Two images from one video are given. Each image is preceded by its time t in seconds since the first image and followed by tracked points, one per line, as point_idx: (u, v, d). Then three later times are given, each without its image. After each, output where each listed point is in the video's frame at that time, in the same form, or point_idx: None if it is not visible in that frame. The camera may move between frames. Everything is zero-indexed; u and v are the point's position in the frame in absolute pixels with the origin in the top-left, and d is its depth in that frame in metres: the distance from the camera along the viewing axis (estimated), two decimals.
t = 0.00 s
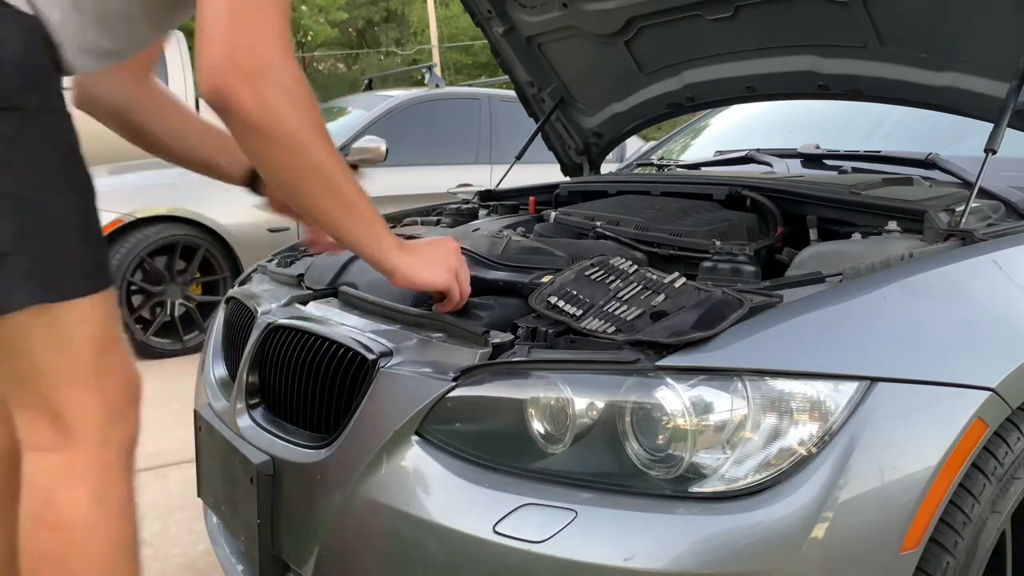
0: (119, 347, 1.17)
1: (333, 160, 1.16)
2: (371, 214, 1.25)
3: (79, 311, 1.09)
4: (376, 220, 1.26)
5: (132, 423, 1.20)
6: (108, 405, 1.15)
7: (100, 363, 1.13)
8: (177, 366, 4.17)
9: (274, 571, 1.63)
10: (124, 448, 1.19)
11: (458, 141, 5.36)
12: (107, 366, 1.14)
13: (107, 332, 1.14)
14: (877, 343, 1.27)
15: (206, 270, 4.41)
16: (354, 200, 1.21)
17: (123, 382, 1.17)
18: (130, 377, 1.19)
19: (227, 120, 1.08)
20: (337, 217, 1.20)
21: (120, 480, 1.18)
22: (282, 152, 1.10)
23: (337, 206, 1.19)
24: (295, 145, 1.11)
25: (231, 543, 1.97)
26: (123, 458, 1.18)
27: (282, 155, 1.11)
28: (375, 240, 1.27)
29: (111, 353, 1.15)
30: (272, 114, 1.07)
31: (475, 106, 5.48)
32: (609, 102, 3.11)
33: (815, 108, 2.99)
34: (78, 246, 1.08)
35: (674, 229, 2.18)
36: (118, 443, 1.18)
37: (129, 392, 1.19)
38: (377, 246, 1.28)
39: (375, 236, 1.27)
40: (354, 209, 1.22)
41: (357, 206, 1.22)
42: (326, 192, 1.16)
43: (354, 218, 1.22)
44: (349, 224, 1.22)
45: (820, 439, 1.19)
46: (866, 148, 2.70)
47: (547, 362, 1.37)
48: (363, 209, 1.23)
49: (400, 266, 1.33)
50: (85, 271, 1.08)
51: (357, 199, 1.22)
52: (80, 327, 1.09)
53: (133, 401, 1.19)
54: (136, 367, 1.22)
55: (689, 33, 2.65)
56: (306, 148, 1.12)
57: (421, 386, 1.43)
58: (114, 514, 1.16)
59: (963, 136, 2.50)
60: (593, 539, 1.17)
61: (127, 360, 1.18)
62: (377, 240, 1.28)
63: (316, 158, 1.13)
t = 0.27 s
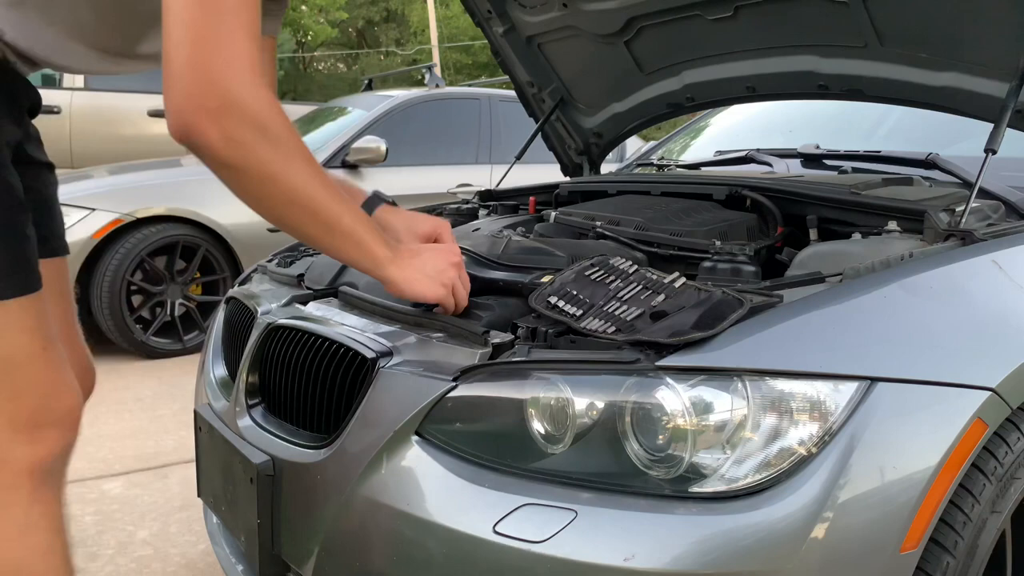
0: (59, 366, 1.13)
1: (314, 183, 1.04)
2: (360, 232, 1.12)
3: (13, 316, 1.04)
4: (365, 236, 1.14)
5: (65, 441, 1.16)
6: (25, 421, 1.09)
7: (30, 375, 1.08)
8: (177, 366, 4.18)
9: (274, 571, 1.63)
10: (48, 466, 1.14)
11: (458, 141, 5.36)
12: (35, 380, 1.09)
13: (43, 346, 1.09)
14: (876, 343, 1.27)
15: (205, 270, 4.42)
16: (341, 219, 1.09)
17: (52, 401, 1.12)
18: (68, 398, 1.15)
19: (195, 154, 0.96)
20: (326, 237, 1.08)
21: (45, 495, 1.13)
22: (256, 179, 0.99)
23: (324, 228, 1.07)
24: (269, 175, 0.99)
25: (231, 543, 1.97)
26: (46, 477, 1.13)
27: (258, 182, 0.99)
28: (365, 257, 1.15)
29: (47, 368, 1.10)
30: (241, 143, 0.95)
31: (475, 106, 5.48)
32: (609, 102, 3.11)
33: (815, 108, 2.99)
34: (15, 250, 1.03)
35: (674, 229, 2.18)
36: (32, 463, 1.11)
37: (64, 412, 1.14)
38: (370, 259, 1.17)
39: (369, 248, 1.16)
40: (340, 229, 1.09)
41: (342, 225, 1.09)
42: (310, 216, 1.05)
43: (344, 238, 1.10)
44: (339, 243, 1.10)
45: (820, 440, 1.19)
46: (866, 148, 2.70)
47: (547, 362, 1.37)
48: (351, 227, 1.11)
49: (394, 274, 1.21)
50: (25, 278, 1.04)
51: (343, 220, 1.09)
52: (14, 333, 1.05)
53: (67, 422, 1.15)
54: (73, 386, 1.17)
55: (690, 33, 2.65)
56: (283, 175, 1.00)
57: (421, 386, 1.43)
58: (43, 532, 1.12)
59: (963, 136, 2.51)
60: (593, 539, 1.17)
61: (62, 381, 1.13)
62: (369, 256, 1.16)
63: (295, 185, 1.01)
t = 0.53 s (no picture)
0: (39, 403, 1.01)
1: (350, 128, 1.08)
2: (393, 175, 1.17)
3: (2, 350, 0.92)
4: (401, 184, 1.18)
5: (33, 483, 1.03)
6: None
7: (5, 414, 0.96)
8: (177, 366, 4.17)
9: (274, 571, 1.63)
10: (13, 511, 1.01)
11: (458, 141, 5.37)
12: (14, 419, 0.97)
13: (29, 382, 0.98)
14: (876, 343, 1.27)
15: (205, 270, 4.42)
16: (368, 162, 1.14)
17: (27, 443, 1.00)
18: (47, 437, 1.03)
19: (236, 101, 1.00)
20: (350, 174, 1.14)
21: (11, 538, 1.02)
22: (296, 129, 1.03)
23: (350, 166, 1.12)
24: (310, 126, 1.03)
25: (230, 542, 1.97)
26: (14, 519, 1.02)
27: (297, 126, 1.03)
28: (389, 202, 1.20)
29: (28, 406, 0.99)
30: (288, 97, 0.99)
31: (475, 106, 5.48)
32: (609, 102, 3.11)
33: (815, 108, 2.99)
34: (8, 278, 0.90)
35: (674, 229, 2.18)
36: None
37: (39, 453, 1.02)
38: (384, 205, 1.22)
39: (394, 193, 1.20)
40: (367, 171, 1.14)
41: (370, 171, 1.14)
42: (340, 157, 1.10)
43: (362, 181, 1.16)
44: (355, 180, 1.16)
45: (820, 440, 1.19)
46: (866, 148, 2.70)
47: (547, 362, 1.37)
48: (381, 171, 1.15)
49: (415, 226, 1.25)
50: (17, 311, 0.92)
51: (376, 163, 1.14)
52: None
53: (39, 464, 1.03)
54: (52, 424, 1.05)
55: (690, 33, 2.65)
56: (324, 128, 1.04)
57: (421, 386, 1.43)
58: None
59: (963, 136, 2.51)
60: (593, 539, 1.17)
61: (42, 419, 1.02)
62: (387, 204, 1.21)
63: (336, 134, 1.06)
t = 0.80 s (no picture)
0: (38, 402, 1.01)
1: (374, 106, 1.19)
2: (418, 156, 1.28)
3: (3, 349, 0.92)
4: (422, 164, 1.30)
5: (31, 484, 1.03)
6: None
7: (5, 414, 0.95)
8: (177, 366, 4.18)
9: (274, 571, 1.63)
10: (11, 510, 1.01)
11: (458, 141, 5.36)
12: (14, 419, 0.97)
13: (28, 382, 0.98)
14: (876, 343, 1.27)
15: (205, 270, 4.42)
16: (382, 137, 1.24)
17: (26, 442, 0.99)
18: (45, 436, 1.03)
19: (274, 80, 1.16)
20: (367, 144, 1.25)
21: (11, 537, 1.02)
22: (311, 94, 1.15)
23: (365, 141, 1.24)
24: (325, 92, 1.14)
25: (230, 542, 1.97)
26: (12, 518, 1.01)
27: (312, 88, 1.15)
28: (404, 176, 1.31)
29: (27, 404, 0.99)
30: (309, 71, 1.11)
31: (475, 106, 5.48)
32: (609, 102, 3.11)
33: (815, 108, 2.99)
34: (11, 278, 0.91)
35: (674, 229, 2.18)
36: None
37: (38, 452, 1.02)
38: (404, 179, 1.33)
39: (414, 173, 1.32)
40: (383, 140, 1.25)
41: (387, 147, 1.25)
42: (364, 134, 1.22)
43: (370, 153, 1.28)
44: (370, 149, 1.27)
45: (820, 440, 1.19)
46: (866, 148, 2.70)
47: (547, 362, 1.37)
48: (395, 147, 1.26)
49: (431, 208, 1.35)
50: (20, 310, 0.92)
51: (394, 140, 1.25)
52: None
53: (38, 463, 1.03)
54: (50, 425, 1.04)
55: (690, 33, 2.65)
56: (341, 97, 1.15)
57: (421, 385, 1.43)
58: None
59: (963, 136, 2.50)
60: (593, 539, 1.17)
61: (41, 418, 1.02)
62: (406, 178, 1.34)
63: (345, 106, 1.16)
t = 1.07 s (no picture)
0: (41, 401, 1.01)
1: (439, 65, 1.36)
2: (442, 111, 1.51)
3: (6, 346, 0.93)
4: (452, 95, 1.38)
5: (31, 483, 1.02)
6: None
7: (9, 410, 0.96)
8: (176, 366, 4.18)
9: (274, 571, 1.63)
10: (13, 509, 1.00)
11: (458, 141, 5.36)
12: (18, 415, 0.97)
13: (33, 380, 0.98)
14: (876, 343, 1.27)
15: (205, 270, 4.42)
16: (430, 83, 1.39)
17: (28, 439, 0.99)
18: (47, 434, 1.03)
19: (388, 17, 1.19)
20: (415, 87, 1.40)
21: (12, 535, 1.02)
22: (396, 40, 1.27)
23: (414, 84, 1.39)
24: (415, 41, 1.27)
25: (230, 542, 1.97)
26: (13, 516, 1.01)
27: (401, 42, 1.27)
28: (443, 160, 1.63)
29: (31, 402, 0.99)
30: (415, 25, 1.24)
31: (475, 106, 5.48)
32: (609, 102, 3.11)
33: (815, 108, 2.99)
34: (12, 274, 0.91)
35: (674, 229, 2.18)
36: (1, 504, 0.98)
37: (40, 449, 1.02)
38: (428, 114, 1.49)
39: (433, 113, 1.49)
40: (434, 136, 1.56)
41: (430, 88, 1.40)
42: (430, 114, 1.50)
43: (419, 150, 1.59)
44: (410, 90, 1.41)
45: (820, 440, 1.19)
46: (866, 148, 2.70)
47: (548, 362, 1.37)
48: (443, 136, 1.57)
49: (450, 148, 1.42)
50: (22, 307, 0.92)
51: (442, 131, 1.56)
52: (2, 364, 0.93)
53: (40, 460, 1.03)
54: (52, 423, 1.04)
55: (690, 33, 2.65)
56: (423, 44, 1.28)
57: (422, 385, 1.43)
58: None
59: (963, 136, 2.51)
60: (593, 539, 1.17)
61: (44, 416, 1.02)
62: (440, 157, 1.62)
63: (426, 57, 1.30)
